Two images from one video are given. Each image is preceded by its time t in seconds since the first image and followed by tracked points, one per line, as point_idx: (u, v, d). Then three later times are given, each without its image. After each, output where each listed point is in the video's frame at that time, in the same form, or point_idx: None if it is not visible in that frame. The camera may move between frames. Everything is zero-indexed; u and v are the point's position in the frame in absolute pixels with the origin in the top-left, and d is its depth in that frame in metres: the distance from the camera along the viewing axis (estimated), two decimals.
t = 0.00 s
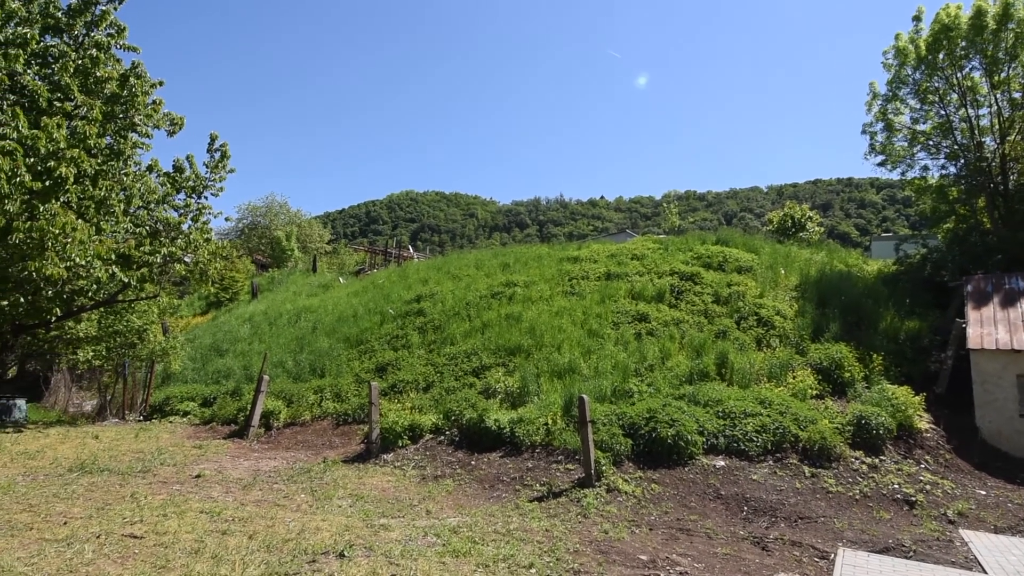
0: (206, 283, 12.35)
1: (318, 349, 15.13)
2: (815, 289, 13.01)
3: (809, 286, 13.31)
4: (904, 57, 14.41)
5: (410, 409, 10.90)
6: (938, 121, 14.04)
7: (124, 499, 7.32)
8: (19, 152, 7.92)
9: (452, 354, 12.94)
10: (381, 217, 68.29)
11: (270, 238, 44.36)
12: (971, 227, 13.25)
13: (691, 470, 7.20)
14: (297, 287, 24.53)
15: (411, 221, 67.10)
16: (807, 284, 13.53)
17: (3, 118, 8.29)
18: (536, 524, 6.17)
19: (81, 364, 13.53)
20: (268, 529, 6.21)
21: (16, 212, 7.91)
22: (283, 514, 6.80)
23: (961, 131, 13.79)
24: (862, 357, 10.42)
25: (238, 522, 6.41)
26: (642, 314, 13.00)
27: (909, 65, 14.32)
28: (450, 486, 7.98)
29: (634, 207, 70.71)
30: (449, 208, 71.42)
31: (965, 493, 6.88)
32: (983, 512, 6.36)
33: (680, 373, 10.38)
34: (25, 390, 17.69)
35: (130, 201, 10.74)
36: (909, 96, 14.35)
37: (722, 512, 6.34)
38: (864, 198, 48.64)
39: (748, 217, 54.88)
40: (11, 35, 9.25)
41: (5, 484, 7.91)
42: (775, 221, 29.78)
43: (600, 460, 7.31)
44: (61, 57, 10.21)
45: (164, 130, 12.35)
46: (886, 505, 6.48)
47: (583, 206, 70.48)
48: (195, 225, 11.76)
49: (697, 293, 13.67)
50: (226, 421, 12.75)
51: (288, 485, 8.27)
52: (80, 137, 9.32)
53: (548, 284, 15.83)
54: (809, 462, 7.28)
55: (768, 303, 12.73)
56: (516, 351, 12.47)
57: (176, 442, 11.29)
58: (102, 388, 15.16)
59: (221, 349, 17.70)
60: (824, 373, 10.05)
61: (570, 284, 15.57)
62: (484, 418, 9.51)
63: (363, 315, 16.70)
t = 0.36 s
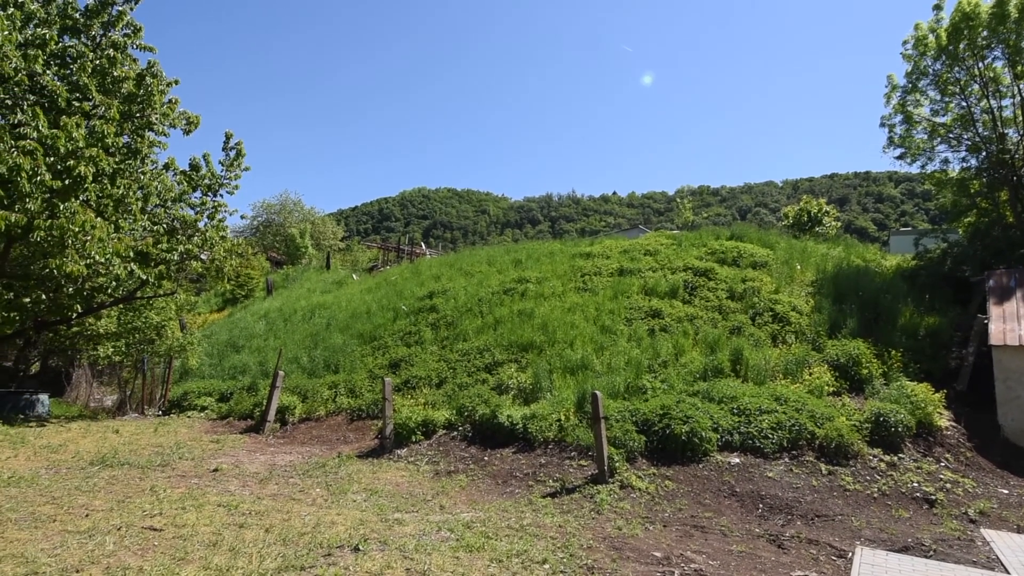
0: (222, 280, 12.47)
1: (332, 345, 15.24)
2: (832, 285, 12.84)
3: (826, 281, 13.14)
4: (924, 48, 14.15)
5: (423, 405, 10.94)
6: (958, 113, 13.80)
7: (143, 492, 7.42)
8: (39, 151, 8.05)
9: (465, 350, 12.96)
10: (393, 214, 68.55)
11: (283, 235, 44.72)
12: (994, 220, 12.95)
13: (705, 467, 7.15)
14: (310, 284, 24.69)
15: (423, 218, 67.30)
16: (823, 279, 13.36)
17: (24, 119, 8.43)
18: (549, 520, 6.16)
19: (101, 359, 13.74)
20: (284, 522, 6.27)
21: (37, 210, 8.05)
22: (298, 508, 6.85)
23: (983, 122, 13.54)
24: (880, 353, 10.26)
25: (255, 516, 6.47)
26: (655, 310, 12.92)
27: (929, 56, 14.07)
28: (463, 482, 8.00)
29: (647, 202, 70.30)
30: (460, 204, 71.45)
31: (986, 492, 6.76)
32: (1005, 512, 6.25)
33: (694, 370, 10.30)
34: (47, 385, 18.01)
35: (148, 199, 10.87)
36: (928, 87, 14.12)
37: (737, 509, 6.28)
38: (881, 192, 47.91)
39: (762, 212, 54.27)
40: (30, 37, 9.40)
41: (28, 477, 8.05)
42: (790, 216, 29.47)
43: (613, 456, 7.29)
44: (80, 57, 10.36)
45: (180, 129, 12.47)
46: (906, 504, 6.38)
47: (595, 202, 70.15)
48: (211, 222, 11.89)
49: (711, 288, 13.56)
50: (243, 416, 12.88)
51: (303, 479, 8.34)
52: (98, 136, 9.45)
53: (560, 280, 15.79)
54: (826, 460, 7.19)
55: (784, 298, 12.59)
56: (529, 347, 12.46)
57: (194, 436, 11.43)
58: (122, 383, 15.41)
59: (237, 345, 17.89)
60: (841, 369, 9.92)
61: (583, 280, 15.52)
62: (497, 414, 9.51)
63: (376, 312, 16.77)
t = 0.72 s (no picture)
0: (240, 277, 12.60)
1: (349, 341, 15.35)
2: (853, 280, 12.63)
3: (846, 276, 12.93)
4: (948, 36, 13.86)
5: (439, 401, 10.97)
6: (983, 103, 13.49)
7: (166, 485, 7.53)
8: (62, 151, 8.22)
9: (480, 346, 12.97)
10: (408, 211, 68.85)
11: (300, 233, 45.13)
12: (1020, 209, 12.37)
13: (723, 464, 7.08)
14: (327, 281, 24.90)
15: (438, 215, 67.51)
16: (843, 274, 13.15)
17: (47, 120, 8.60)
18: (565, 516, 6.15)
19: (124, 355, 13.98)
20: (302, 516, 6.32)
21: (61, 209, 8.20)
22: (316, 502, 6.91)
23: (1009, 112, 13.18)
24: (903, 349, 10.08)
25: (274, 509, 6.54)
26: (671, 305, 12.81)
27: (953, 44, 13.77)
28: (479, 477, 8.01)
29: (663, 197, 69.80)
30: (475, 201, 71.53)
31: (1013, 492, 6.61)
32: None
33: (711, 366, 10.20)
34: (73, 380, 18.38)
35: (168, 198, 11.01)
36: (953, 77, 13.82)
37: (756, 507, 6.22)
38: (903, 185, 47.01)
39: (780, 206, 53.58)
40: (53, 39, 9.56)
41: (55, 470, 8.22)
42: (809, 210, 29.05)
43: (629, 452, 7.25)
44: (100, 58, 10.47)
45: (198, 128, 12.60)
46: (929, 503, 6.27)
47: (610, 197, 69.81)
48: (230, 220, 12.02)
49: (728, 284, 13.42)
50: (261, 411, 13.02)
51: (321, 473, 8.41)
52: (119, 136, 9.59)
53: (575, 276, 15.74)
54: (847, 458, 7.08)
55: (803, 293, 12.42)
56: (544, 344, 12.43)
57: (215, 431, 11.59)
58: (144, 378, 15.67)
59: (256, 342, 18.09)
60: (862, 366, 9.77)
61: (598, 276, 15.44)
62: (512, 409, 9.51)
63: (392, 308, 16.85)
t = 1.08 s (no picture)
0: (262, 274, 12.75)
1: (368, 338, 15.45)
2: (879, 274, 12.37)
3: (872, 270, 12.67)
4: (978, 23, 13.48)
5: (457, 397, 11.00)
6: (1016, 91, 13.07)
7: (192, 479, 7.66)
8: (89, 152, 8.42)
9: (498, 342, 12.97)
10: (426, 208, 69.17)
11: (320, 230, 45.61)
12: None
13: (745, 461, 6.99)
14: (347, 278, 25.11)
15: (456, 212, 67.69)
16: (869, 268, 12.88)
17: (75, 122, 8.81)
18: (584, 512, 6.12)
19: (151, 352, 14.26)
20: (323, 510, 6.37)
21: (88, 209, 8.38)
22: (337, 496, 6.97)
23: None
24: (931, 345, 9.85)
25: (297, 503, 6.61)
26: (691, 301, 12.68)
27: (984, 31, 13.38)
28: (498, 473, 8.02)
29: (682, 191, 69.13)
30: (492, 197, 71.56)
31: None
32: None
33: (732, 362, 10.07)
34: (102, 375, 18.80)
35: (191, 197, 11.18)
36: (984, 65, 13.43)
37: (779, 505, 6.12)
38: (931, 177, 45.91)
39: (803, 199, 52.71)
40: (79, 43, 9.76)
41: (86, 463, 8.41)
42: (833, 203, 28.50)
43: (649, 449, 7.19)
44: (125, 61, 10.65)
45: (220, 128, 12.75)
46: (960, 503, 6.12)
47: (628, 192, 69.34)
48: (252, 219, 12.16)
49: (749, 279, 13.24)
50: (283, 406, 13.18)
51: (342, 468, 8.49)
52: (144, 136, 9.76)
53: (593, 272, 15.65)
54: (874, 456, 6.94)
55: (827, 288, 12.20)
56: (562, 340, 12.38)
57: (239, 425, 11.76)
58: (170, 374, 15.97)
59: (277, 338, 18.32)
60: (889, 362, 9.57)
61: (616, 272, 15.34)
62: (531, 406, 9.49)
63: (411, 304, 16.92)
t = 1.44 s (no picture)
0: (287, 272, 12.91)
1: (391, 335, 15.56)
2: (911, 269, 12.03)
3: (903, 265, 12.34)
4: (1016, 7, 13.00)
5: (479, 393, 11.02)
6: None
7: (221, 473, 7.79)
8: (120, 155, 8.62)
9: (519, 339, 12.95)
10: (446, 206, 69.47)
11: (342, 229, 46.10)
12: None
13: (771, 460, 6.86)
14: (369, 275, 25.33)
15: (476, 209, 67.83)
16: (900, 262, 12.55)
17: (107, 125, 9.05)
18: (607, 510, 6.06)
19: (181, 348, 14.55)
20: (348, 504, 6.43)
21: (120, 210, 8.57)
22: (361, 491, 7.03)
23: None
24: (967, 341, 9.55)
25: (322, 497, 6.67)
26: (715, 297, 12.51)
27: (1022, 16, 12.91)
28: (520, 469, 8.00)
29: (705, 186, 68.26)
30: (512, 194, 71.53)
31: None
32: None
33: (758, 359, 9.91)
34: (135, 372, 19.26)
35: (218, 197, 11.36)
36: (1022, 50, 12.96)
37: (807, 505, 6.00)
38: (965, 168, 44.58)
39: (829, 192, 51.64)
40: (109, 48, 9.98)
41: (119, 456, 8.62)
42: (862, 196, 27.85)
43: (672, 446, 7.10)
44: (154, 65, 10.86)
45: (245, 129, 12.92)
46: (997, 505, 5.92)
47: (649, 188, 68.71)
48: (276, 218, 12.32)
49: (775, 274, 13.01)
50: (308, 402, 13.35)
51: (365, 463, 8.56)
52: (172, 138, 9.94)
53: (614, 268, 15.53)
54: (906, 456, 6.74)
55: (856, 283, 11.93)
56: (583, 336, 12.31)
57: (265, 421, 11.95)
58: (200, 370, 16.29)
59: (302, 335, 18.56)
60: (921, 359, 9.31)
61: (638, 268, 15.20)
62: (552, 402, 9.46)
63: (432, 302, 16.99)
